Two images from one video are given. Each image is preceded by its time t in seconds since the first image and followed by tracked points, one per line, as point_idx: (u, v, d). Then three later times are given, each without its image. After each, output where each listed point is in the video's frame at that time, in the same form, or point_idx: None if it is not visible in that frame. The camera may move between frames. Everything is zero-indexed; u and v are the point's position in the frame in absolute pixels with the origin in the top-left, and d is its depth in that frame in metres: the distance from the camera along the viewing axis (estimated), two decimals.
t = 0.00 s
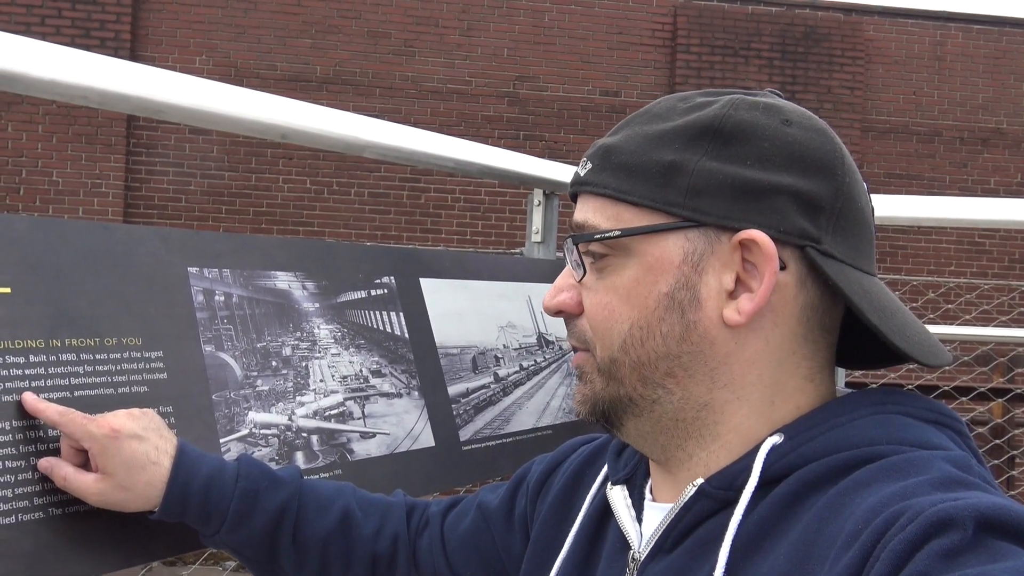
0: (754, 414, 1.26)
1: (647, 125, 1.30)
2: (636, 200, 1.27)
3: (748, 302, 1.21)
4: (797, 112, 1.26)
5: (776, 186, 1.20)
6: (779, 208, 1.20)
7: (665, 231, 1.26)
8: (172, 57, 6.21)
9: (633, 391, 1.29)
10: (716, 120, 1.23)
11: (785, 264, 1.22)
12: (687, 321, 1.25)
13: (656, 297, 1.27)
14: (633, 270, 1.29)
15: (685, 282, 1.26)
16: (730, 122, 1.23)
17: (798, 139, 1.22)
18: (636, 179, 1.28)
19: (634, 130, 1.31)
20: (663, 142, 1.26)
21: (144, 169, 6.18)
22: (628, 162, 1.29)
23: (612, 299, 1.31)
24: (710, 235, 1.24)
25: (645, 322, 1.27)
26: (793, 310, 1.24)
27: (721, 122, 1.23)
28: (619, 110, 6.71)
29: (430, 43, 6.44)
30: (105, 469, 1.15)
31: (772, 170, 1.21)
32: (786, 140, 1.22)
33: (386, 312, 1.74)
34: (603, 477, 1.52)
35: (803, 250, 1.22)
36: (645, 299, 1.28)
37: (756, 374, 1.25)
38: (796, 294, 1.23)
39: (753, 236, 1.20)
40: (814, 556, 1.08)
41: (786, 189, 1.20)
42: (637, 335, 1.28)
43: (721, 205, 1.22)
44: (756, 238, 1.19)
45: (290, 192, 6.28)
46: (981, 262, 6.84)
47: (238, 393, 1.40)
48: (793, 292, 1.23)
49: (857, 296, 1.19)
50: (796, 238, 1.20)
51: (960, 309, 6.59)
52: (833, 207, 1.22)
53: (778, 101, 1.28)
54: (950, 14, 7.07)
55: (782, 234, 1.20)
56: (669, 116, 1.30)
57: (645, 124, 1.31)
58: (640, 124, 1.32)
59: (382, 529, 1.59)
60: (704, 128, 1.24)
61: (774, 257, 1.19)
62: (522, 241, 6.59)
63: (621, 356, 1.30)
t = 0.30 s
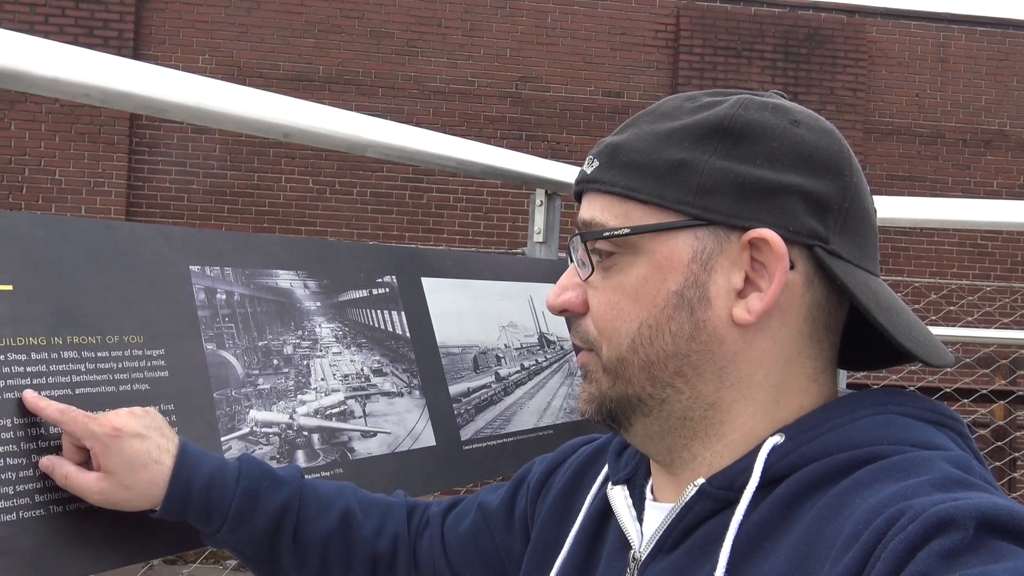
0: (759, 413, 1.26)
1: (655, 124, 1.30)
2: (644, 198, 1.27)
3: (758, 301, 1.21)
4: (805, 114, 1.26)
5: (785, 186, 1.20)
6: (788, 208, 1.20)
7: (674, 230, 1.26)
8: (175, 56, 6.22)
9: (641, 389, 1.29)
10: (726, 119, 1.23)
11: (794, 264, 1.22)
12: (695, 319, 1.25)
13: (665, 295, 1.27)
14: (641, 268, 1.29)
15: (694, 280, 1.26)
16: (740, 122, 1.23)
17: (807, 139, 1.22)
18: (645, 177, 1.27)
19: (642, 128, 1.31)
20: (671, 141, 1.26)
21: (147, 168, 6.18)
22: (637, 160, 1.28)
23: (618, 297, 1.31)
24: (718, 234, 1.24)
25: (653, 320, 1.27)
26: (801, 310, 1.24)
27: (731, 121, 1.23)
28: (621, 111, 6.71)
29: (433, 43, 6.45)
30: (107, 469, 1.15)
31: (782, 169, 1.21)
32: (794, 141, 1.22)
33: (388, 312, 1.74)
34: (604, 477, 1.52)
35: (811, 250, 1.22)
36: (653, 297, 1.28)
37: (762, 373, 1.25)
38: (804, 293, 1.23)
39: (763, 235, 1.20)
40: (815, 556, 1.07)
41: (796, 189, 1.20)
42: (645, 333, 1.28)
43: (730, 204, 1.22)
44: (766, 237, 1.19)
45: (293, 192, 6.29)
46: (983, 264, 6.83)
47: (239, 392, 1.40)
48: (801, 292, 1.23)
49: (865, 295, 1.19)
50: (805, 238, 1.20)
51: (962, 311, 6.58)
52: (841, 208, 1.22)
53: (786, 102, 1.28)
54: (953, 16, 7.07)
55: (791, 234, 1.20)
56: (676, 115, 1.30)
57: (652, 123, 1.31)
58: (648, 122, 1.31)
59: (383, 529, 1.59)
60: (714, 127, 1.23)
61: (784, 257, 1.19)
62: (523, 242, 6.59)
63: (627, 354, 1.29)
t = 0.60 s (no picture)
0: (758, 413, 1.26)
1: (650, 125, 1.30)
2: (641, 200, 1.27)
3: (755, 301, 1.21)
4: (800, 113, 1.27)
5: (781, 185, 1.20)
6: (785, 208, 1.20)
7: (671, 231, 1.26)
8: (176, 59, 6.23)
9: (640, 390, 1.29)
10: (722, 119, 1.23)
11: (790, 263, 1.22)
12: (693, 320, 1.25)
13: (662, 296, 1.27)
14: (639, 269, 1.29)
15: (691, 281, 1.26)
16: (735, 122, 1.23)
17: (802, 139, 1.22)
18: (641, 178, 1.28)
19: (638, 130, 1.31)
20: (667, 142, 1.26)
21: (148, 171, 6.19)
22: (633, 161, 1.28)
23: (617, 298, 1.31)
24: (715, 235, 1.24)
25: (651, 321, 1.27)
26: (798, 310, 1.24)
27: (726, 122, 1.23)
28: (622, 111, 6.71)
29: (433, 45, 6.45)
30: (108, 475, 1.16)
31: (778, 169, 1.21)
32: (790, 140, 1.22)
33: (388, 313, 1.74)
34: (603, 479, 1.52)
35: (807, 249, 1.22)
36: (651, 298, 1.28)
37: (761, 373, 1.25)
38: (801, 293, 1.23)
39: (760, 235, 1.20)
40: (814, 556, 1.07)
41: (792, 188, 1.20)
42: (643, 334, 1.28)
43: (726, 204, 1.22)
44: (762, 237, 1.20)
45: (295, 194, 6.30)
46: (985, 263, 6.83)
47: (240, 395, 1.40)
48: (798, 291, 1.23)
49: (862, 294, 1.19)
50: (801, 238, 1.20)
51: (964, 310, 6.58)
52: (837, 207, 1.23)
53: (781, 102, 1.28)
54: (954, 15, 7.06)
55: (788, 233, 1.20)
56: (672, 116, 1.30)
57: (649, 124, 1.31)
58: (643, 124, 1.32)
59: (384, 532, 1.59)
60: (709, 128, 1.24)
61: (780, 256, 1.19)
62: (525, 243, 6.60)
63: (626, 356, 1.29)
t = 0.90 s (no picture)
0: (759, 414, 1.26)
1: (652, 127, 1.30)
2: (642, 201, 1.27)
3: (755, 302, 1.21)
4: (801, 115, 1.27)
5: (782, 187, 1.20)
6: (786, 209, 1.20)
7: (672, 232, 1.26)
8: (179, 60, 6.24)
9: (641, 393, 1.29)
10: (723, 121, 1.23)
11: (791, 264, 1.22)
12: (693, 321, 1.25)
13: (663, 297, 1.27)
14: (640, 270, 1.29)
15: (691, 282, 1.26)
16: (736, 123, 1.23)
17: (802, 140, 1.22)
18: (642, 180, 1.28)
19: (639, 132, 1.31)
20: (669, 143, 1.26)
21: (151, 171, 6.20)
22: (634, 163, 1.28)
23: (617, 299, 1.31)
24: (715, 236, 1.24)
25: (651, 322, 1.27)
26: (799, 311, 1.24)
27: (728, 123, 1.23)
28: (624, 113, 6.71)
29: (436, 46, 6.45)
30: (109, 474, 1.16)
31: (779, 171, 1.21)
32: (791, 142, 1.22)
33: (390, 314, 1.74)
34: (605, 480, 1.52)
35: (809, 251, 1.22)
36: (651, 299, 1.28)
37: (762, 374, 1.25)
38: (802, 294, 1.23)
39: (760, 237, 1.20)
40: (815, 558, 1.07)
41: (793, 190, 1.20)
42: (643, 335, 1.28)
43: (727, 206, 1.22)
44: (763, 239, 1.19)
45: (297, 195, 6.31)
46: (988, 265, 6.81)
47: (242, 394, 1.41)
48: (799, 293, 1.23)
49: (862, 296, 1.19)
50: (802, 240, 1.20)
51: (967, 312, 6.57)
52: (838, 209, 1.23)
53: (783, 104, 1.28)
54: (957, 16, 7.06)
55: (789, 235, 1.20)
56: (673, 118, 1.30)
57: (650, 125, 1.31)
58: (644, 125, 1.32)
59: (385, 532, 1.59)
60: (710, 129, 1.24)
61: (781, 257, 1.19)
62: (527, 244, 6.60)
63: (626, 357, 1.29)
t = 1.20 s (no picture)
0: (759, 412, 1.26)
1: (658, 123, 1.30)
2: (646, 197, 1.27)
3: (756, 301, 1.22)
4: (808, 115, 1.27)
5: (786, 186, 1.20)
6: (788, 209, 1.20)
7: (674, 229, 1.26)
8: (182, 61, 6.25)
9: (640, 387, 1.29)
10: (728, 119, 1.23)
11: (793, 264, 1.22)
12: (694, 318, 1.25)
13: (664, 293, 1.27)
14: (641, 266, 1.29)
15: (693, 279, 1.26)
16: (742, 121, 1.23)
17: (808, 140, 1.23)
18: (647, 176, 1.28)
19: (646, 128, 1.31)
20: (674, 140, 1.26)
21: (153, 172, 6.22)
22: (639, 159, 1.28)
23: (620, 294, 1.31)
24: (717, 235, 1.24)
25: (652, 318, 1.27)
26: (800, 311, 1.24)
27: (733, 121, 1.23)
28: (626, 114, 6.71)
29: (438, 48, 6.46)
30: (112, 473, 1.16)
31: (783, 170, 1.21)
32: (796, 142, 1.22)
33: (391, 314, 1.74)
34: (606, 478, 1.52)
35: (811, 251, 1.22)
36: (653, 295, 1.28)
37: (762, 372, 1.25)
38: (803, 294, 1.23)
39: (762, 235, 1.20)
40: (816, 557, 1.07)
41: (796, 190, 1.20)
42: (644, 331, 1.28)
43: (730, 204, 1.22)
44: (765, 237, 1.20)
45: (298, 196, 6.31)
46: (991, 266, 6.81)
47: (244, 394, 1.41)
48: (800, 292, 1.23)
49: (863, 297, 1.19)
50: (804, 239, 1.20)
51: (969, 313, 6.56)
52: (842, 209, 1.23)
53: (790, 103, 1.28)
54: (958, 18, 7.06)
55: (792, 234, 1.20)
56: (680, 115, 1.30)
57: (656, 122, 1.31)
58: (650, 122, 1.32)
59: (386, 532, 1.59)
60: (716, 127, 1.24)
61: (783, 256, 1.19)
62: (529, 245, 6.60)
63: (627, 353, 1.30)
